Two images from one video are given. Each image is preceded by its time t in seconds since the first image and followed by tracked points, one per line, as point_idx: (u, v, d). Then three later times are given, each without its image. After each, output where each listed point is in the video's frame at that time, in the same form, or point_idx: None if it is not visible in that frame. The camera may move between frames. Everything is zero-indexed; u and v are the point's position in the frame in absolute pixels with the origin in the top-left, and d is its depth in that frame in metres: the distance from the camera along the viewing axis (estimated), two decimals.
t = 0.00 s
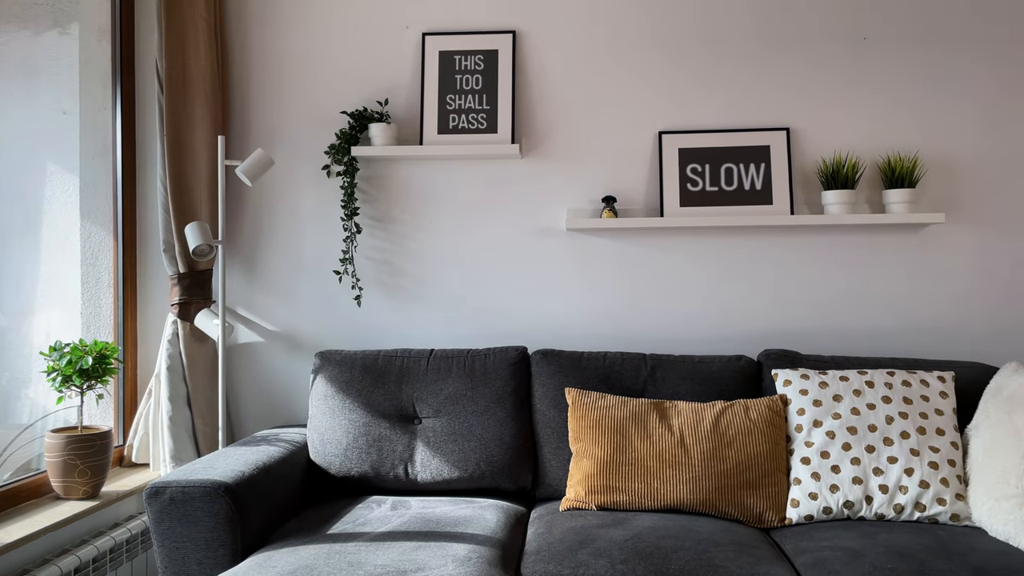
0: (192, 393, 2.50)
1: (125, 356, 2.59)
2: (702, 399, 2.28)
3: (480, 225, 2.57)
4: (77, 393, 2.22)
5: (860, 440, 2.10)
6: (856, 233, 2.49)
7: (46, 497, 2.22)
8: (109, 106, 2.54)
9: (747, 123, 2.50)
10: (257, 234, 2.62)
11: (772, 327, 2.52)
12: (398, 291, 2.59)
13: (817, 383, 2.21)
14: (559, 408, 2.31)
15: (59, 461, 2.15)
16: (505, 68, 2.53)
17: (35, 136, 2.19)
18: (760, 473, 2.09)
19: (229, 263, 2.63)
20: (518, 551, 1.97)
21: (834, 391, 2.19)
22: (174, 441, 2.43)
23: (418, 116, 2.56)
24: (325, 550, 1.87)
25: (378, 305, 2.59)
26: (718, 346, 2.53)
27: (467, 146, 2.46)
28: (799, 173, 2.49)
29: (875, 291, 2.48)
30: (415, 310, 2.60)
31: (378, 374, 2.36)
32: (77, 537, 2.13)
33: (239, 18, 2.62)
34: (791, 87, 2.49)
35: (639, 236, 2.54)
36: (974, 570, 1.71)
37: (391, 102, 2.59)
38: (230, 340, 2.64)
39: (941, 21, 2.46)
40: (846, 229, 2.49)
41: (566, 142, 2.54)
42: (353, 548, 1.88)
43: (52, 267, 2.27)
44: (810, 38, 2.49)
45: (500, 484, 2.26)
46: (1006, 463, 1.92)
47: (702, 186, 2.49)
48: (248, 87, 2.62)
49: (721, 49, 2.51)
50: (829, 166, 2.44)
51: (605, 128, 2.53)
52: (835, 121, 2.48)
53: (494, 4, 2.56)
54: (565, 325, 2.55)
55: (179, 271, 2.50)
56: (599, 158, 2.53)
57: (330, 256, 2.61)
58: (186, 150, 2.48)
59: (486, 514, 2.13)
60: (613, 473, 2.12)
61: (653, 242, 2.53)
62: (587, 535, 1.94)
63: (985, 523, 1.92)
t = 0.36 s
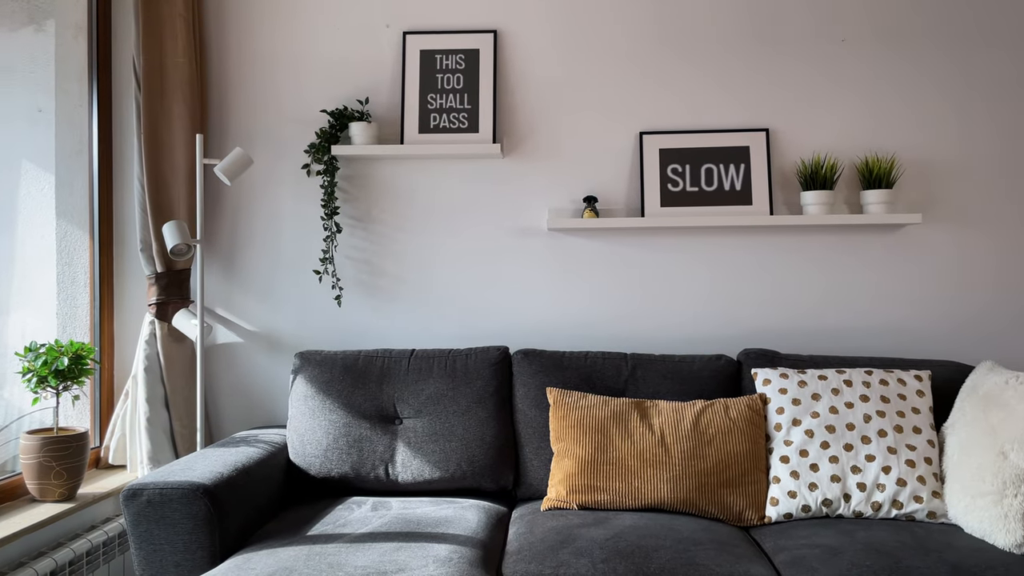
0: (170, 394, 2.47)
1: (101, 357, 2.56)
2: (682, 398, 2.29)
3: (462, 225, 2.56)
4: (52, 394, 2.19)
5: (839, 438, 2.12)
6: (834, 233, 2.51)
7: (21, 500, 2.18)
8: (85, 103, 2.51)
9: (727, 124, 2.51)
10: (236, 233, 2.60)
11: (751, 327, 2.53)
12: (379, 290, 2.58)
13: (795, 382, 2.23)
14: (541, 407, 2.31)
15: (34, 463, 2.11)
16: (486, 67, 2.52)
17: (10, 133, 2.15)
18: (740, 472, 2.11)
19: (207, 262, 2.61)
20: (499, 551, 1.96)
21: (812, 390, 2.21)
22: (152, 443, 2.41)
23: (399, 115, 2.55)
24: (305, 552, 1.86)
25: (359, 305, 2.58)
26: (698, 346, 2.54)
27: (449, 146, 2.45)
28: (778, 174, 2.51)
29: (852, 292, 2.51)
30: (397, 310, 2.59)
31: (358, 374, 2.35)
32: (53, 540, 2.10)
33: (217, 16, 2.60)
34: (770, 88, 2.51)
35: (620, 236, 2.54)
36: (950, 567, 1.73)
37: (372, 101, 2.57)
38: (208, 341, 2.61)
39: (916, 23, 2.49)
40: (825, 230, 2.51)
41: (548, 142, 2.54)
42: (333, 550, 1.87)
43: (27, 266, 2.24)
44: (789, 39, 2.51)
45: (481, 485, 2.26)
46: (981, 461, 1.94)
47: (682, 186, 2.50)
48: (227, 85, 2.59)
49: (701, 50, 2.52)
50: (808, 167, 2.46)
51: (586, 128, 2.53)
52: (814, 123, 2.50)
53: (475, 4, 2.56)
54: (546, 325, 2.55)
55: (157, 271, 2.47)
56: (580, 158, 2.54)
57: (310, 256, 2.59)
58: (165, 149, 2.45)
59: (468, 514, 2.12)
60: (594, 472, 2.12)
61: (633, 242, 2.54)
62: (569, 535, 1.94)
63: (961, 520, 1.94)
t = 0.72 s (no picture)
0: (148, 395, 2.45)
1: (78, 357, 2.53)
2: (664, 398, 2.30)
3: (444, 225, 2.56)
4: (28, 395, 2.16)
5: (818, 437, 2.14)
6: (814, 233, 2.53)
7: None
8: (62, 101, 2.48)
9: (708, 125, 2.53)
10: (216, 232, 2.58)
11: (732, 326, 2.55)
12: (361, 290, 2.57)
13: (775, 381, 2.24)
14: (523, 407, 2.31)
15: (10, 465, 2.08)
16: (468, 66, 2.52)
17: None
18: (721, 471, 2.12)
19: (186, 262, 2.58)
20: (481, 551, 1.96)
21: (792, 389, 2.22)
22: (129, 444, 2.39)
23: (381, 113, 2.54)
24: (285, 553, 1.85)
25: (340, 305, 2.57)
26: (679, 345, 2.55)
27: (431, 145, 2.45)
28: (758, 174, 2.52)
29: (831, 292, 2.53)
30: (378, 310, 2.58)
31: (339, 375, 2.33)
32: (29, 543, 2.07)
33: (196, 13, 2.57)
34: (751, 89, 2.52)
35: (602, 236, 2.55)
36: (927, 564, 1.74)
37: (353, 100, 2.56)
38: (187, 341, 2.59)
39: (893, 26, 2.52)
40: (804, 230, 2.53)
41: (530, 142, 2.54)
42: (313, 551, 1.85)
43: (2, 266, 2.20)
44: (770, 40, 2.52)
45: (463, 485, 2.25)
46: (957, 459, 1.96)
47: (664, 186, 2.50)
48: (206, 83, 2.57)
49: (682, 51, 2.53)
50: (788, 168, 2.48)
51: (568, 128, 2.54)
52: (794, 123, 2.52)
53: (457, 3, 2.55)
54: (528, 325, 2.55)
55: (135, 271, 2.45)
56: (562, 158, 2.54)
57: (291, 255, 2.57)
58: (143, 148, 2.43)
59: (450, 514, 2.12)
60: (576, 472, 2.12)
61: (615, 241, 2.54)
62: (551, 534, 1.94)
63: (939, 517, 1.96)
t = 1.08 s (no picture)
0: (128, 395, 2.43)
1: (56, 358, 2.50)
2: (646, 397, 2.30)
3: (427, 225, 2.55)
4: (5, 396, 2.13)
5: (799, 436, 2.15)
6: (795, 233, 2.54)
7: None
8: (40, 98, 2.44)
9: (690, 125, 2.54)
10: (196, 231, 2.55)
11: (713, 326, 2.56)
12: (343, 290, 2.55)
13: (757, 380, 2.26)
14: (506, 407, 2.31)
15: None
16: (451, 65, 2.51)
17: None
18: (703, 470, 2.12)
19: (166, 261, 2.56)
20: (464, 551, 1.96)
21: (774, 388, 2.24)
22: (108, 446, 2.36)
23: (363, 112, 2.53)
24: (267, 555, 1.83)
25: (322, 305, 2.55)
26: (661, 345, 2.56)
27: (414, 145, 2.44)
28: (740, 175, 2.53)
29: (812, 291, 2.55)
30: (361, 310, 2.56)
31: (321, 375, 2.32)
32: (6, 546, 2.05)
33: (176, 10, 2.55)
34: (733, 90, 2.54)
35: (585, 235, 2.55)
36: (907, 561, 1.76)
37: (335, 98, 2.55)
38: (167, 342, 2.56)
39: (873, 27, 2.54)
40: (786, 230, 2.55)
41: (513, 142, 2.54)
42: (295, 553, 1.84)
43: None
44: (751, 41, 2.54)
45: (446, 485, 2.25)
46: (936, 457, 1.97)
47: (646, 186, 2.51)
48: (186, 81, 2.55)
49: (665, 51, 2.54)
50: (769, 168, 2.49)
51: (551, 128, 2.54)
52: (776, 124, 2.53)
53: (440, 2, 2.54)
54: (511, 325, 2.55)
55: (114, 270, 2.42)
56: (545, 157, 2.54)
57: (272, 255, 2.56)
58: (122, 145, 2.40)
59: (433, 514, 2.11)
60: (559, 472, 2.12)
61: (598, 241, 2.55)
62: (534, 534, 1.94)
63: (918, 515, 1.98)
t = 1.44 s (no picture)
0: (109, 396, 2.41)
1: (36, 358, 2.47)
2: (631, 396, 2.31)
3: (411, 224, 2.54)
4: None
5: (782, 435, 2.16)
6: (778, 233, 2.56)
7: None
8: (20, 96, 2.42)
9: (674, 126, 2.55)
10: (179, 231, 2.53)
11: (698, 326, 2.57)
12: (327, 290, 2.54)
13: (740, 379, 2.27)
14: (491, 407, 2.31)
15: None
16: (435, 65, 2.51)
17: None
18: (687, 469, 2.13)
19: (148, 261, 2.54)
20: (448, 552, 1.95)
21: (757, 387, 2.25)
22: (89, 447, 2.34)
23: (347, 111, 2.52)
24: (250, 557, 1.82)
25: (306, 305, 2.54)
26: (646, 345, 2.57)
27: (398, 144, 2.43)
28: (724, 175, 2.55)
29: (795, 291, 2.56)
30: (345, 310, 2.55)
31: (305, 376, 2.31)
32: None
33: (158, 8, 2.53)
34: (717, 91, 2.55)
35: (570, 235, 2.55)
36: (888, 559, 1.77)
37: (319, 97, 2.53)
38: (148, 342, 2.54)
39: (855, 29, 2.55)
40: (769, 230, 2.56)
41: (497, 142, 2.54)
42: (279, 554, 1.83)
43: None
44: (734, 42, 2.55)
45: (430, 485, 2.24)
46: (917, 456, 1.99)
47: (631, 186, 2.52)
48: (168, 79, 2.53)
49: (649, 52, 2.54)
50: (752, 169, 2.51)
51: (536, 128, 2.54)
52: (759, 125, 2.55)
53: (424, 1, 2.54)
54: (496, 325, 2.55)
55: (95, 270, 2.40)
56: (529, 157, 2.54)
57: (255, 255, 2.54)
58: (102, 143, 2.38)
59: (417, 515, 2.11)
60: (543, 471, 2.12)
61: (583, 241, 2.55)
62: (519, 534, 1.94)
63: (899, 513, 2.00)
